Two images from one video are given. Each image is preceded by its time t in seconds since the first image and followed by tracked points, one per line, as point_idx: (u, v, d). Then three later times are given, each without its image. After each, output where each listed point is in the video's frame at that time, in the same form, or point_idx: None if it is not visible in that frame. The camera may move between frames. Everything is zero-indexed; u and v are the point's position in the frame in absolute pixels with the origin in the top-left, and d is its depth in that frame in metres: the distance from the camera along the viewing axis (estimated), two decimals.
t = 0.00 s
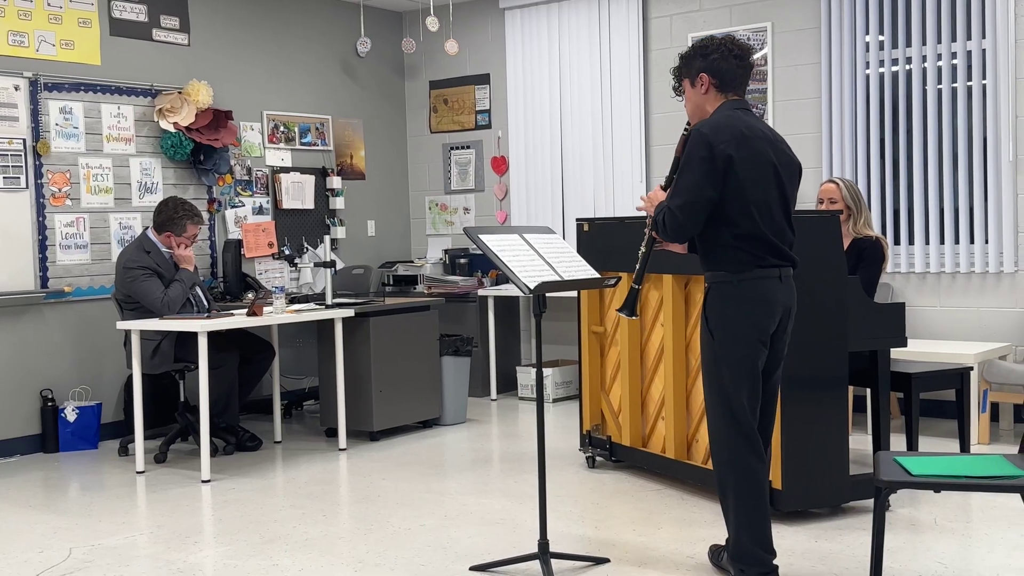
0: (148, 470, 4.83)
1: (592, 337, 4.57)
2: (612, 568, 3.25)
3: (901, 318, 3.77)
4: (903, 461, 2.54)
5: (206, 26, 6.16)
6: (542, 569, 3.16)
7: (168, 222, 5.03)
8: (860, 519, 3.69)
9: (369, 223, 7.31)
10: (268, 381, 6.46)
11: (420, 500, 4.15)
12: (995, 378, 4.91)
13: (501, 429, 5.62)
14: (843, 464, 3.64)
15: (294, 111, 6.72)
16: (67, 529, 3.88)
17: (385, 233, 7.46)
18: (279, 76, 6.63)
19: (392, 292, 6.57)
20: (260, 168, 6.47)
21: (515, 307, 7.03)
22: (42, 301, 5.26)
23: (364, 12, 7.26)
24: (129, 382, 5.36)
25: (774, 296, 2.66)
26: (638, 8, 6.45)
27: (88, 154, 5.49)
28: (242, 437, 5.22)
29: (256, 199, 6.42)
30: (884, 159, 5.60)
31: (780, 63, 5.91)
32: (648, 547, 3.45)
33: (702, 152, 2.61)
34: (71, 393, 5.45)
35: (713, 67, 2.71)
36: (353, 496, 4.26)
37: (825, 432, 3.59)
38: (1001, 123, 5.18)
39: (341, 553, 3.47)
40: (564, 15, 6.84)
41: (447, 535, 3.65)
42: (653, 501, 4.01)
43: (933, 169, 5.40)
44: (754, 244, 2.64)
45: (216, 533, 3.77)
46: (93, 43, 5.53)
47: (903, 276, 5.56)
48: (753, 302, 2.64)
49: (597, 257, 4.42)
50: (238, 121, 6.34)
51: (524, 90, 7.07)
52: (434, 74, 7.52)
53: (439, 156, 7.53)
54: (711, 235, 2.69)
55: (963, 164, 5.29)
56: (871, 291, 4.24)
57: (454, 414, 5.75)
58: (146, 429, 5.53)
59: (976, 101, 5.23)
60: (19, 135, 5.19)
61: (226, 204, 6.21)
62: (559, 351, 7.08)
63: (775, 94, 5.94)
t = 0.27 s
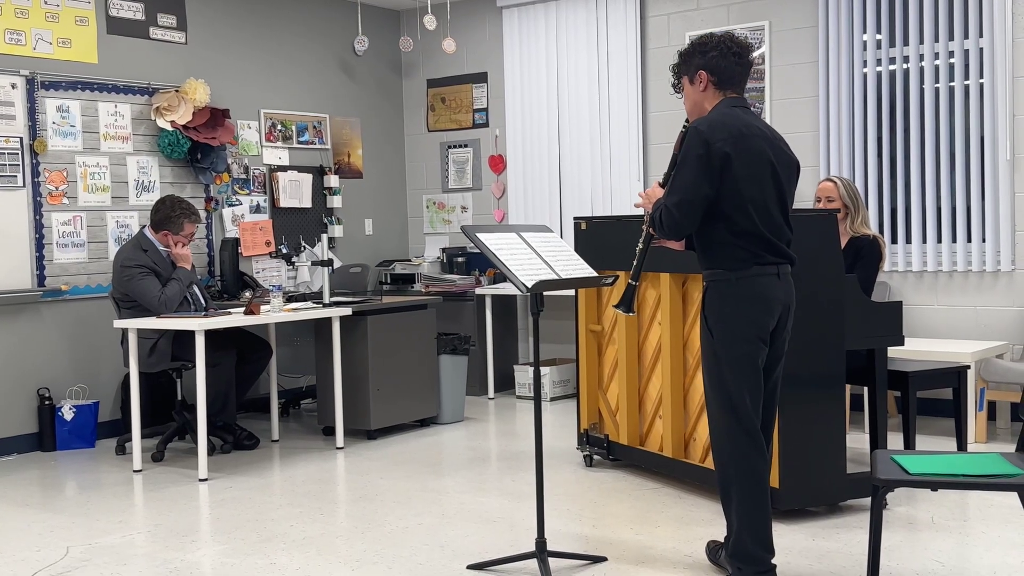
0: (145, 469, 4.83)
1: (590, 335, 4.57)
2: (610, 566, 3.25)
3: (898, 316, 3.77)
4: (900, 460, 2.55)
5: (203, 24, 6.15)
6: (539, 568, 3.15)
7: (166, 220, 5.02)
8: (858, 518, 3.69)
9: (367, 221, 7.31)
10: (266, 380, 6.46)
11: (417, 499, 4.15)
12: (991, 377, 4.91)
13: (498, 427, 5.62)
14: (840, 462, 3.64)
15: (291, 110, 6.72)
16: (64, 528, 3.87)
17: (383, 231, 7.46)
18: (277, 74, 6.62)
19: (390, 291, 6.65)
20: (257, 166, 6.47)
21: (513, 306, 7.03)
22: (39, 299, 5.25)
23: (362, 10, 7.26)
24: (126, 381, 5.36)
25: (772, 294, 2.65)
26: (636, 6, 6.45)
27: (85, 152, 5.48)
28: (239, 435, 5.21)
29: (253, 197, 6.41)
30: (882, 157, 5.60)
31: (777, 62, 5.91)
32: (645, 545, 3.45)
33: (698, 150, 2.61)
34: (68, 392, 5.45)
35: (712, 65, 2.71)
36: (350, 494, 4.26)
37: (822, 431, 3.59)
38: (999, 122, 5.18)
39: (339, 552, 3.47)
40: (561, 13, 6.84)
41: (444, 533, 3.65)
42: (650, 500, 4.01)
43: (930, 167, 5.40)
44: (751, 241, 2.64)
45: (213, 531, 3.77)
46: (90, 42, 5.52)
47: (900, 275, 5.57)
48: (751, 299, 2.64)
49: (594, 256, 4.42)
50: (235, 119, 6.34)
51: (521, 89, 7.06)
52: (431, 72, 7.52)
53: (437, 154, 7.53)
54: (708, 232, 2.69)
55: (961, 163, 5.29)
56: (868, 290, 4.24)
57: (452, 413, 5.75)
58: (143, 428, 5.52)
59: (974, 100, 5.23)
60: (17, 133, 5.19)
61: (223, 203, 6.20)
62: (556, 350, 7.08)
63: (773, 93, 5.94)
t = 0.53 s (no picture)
0: (143, 469, 4.83)
1: (588, 334, 4.57)
2: (608, 565, 3.25)
3: (896, 315, 3.77)
4: (898, 459, 2.55)
5: (201, 23, 6.15)
6: (537, 567, 3.15)
7: (163, 220, 5.00)
8: (856, 517, 3.69)
9: (365, 220, 7.31)
10: (264, 379, 6.46)
11: (416, 498, 4.15)
12: (990, 375, 4.94)
13: (497, 427, 5.62)
14: (839, 462, 3.64)
15: (289, 109, 6.71)
16: (62, 527, 3.87)
17: (381, 231, 7.46)
18: (275, 73, 6.62)
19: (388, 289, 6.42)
20: (255, 165, 6.46)
21: (511, 305, 7.03)
22: (37, 299, 5.25)
23: (360, 9, 7.25)
24: (124, 380, 5.35)
25: (771, 293, 2.65)
26: (634, 6, 6.44)
27: (82, 151, 5.48)
28: (238, 434, 5.21)
29: (251, 196, 6.41)
30: (880, 156, 5.60)
31: (776, 61, 5.91)
32: (643, 544, 3.45)
33: (696, 149, 2.61)
34: (66, 392, 5.44)
35: (709, 64, 2.71)
36: (348, 493, 4.25)
37: (821, 430, 3.60)
38: (997, 121, 5.18)
39: (337, 551, 3.47)
40: (560, 12, 6.83)
41: (442, 533, 3.65)
42: (648, 499, 4.01)
43: (928, 166, 5.41)
44: (749, 240, 2.64)
45: (211, 531, 3.77)
46: (88, 41, 5.52)
47: (898, 274, 5.57)
48: (750, 298, 2.64)
49: (593, 256, 4.42)
50: (233, 119, 6.33)
51: (520, 89, 7.06)
52: (429, 71, 7.51)
53: (435, 153, 7.53)
54: (706, 231, 2.69)
55: (959, 162, 5.29)
56: (866, 289, 4.24)
57: (450, 412, 5.75)
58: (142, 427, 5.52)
59: (972, 99, 5.23)
60: (14, 132, 5.18)
61: (221, 202, 6.20)
62: (554, 349, 7.08)
63: (771, 92, 5.94)
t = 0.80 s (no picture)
0: (142, 468, 4.83)
1: (587, 334, 4.57)
2: (607, 565, 3.25)
3: (895, 315, 3.77)
4: (897, 458, 2.55)
5: (200, 22, 6.14)
6: (536, 567, 3.15)
7: (162, 220, 5.00)
8: (855, 516, 3.69)
9: (364, 220, 7.31)
10: (263, 379, 6.46)
11: (415, 498, 4.15)
12: (989, 375, 4.94)
13: (496, 426, 5.62)
14: (837, 461, 3.64)
15: (288, 108, 6.71)
16: (61, 527, 3.87)
17: (380, 230, 7.45)
18: (274, 73, 6.61)
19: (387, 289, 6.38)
20: (254, 165, 6.46)
21: (510, 304, 7.03)
22: (36, 298, 5.25)
23: (359, 9, 7.25)
24: (123, 380, 5.35)
25: (770, 292, 2.65)
26: (633, 5, 6.44)
27: (81, 151, 5.48)
28: (237, 434, 5.21)
29: (250, 196, 6.41)
30: (879, 155, 5.60)
31: (774, 60, 5.91)
32: (642, 544, 3.45)
33: (692, 149, 2.61)
34: (65, 391, 5.44)
35: (705, 64, 2.71)
36: (347, 493, 4.25)
37: (820, 430, 3.60)
38: (995, 121, 5.18)
39: (336, 551, 3.46)
40: (558, 12, 6.83)
41: (441, 532, 3.65)
42: (647, 498, 4.01)
43: (926, 165, 5.41)
44: (747, 239, 2.64)
45: (210, 531, 3.77)
46: (87, 40, 5.52)
47: (897, 273, 5.57)
48: (748, 297, 2.64)
49: (592, 255, 4.42)
50: (232, 118, 6.33)
51: (518, 88, 7.06)
52: (428, 71, 7.51)
53: (434, 153, 7.53)
54: (704, 231, 2.69)
55: (958, 161, 5.29)
56: (865, 288, 4.24)
57: (449, 411, 5.75)
58: (141, 427, 5.52)
59: (970, 98, 5.23)
60: (13, 132, 5.18)
61: (220, 202, 6.20)
62: (553, 349, 7.08)
63: (769, 92, 5.94)
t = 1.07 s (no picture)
0: (143, 468, 4.83)
1: (587, 334, 4.57)
2: (607, 565, 3.24)
3: (895, 315, 3.77)
4: (897, 458, 2.54)
5: (200, 22, 6.14)
6: (537, 567, 3.15)
7: (163, 220, 5.00)
8: (855, 516, 3.69)
9: (364, 220, 7.31)
10: (263, 379, 6.46)
11: (415, 497, 4.15)
12: (989, 374, 4.94)
13: (496, 426, 5.62)
14: (838, 461, 3.64)
15: (288, 108, 6.71)
16: (62, 527, 3.87)
17: (380, 230, 7.45)
18: (274, 73, 6.61)
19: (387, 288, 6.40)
20: (255, 165, 6.46)
21: (510, 304, 7.03)
22: (37, 299, 5.25)
23: (359, 9, 7.25)
24: (124, 380, 5.35)
25: (769, 292, 2.65)
26: (633, 5, 6.44)
27: (81, 151, 5.48)
28: (237, 434, 5.20)
29: (250, 196, 6.41)
30: (879, 154, 5.60)
31: (774, 60, 5.91)
32: (642, 543, 3.45)
33: (690, 150, 2.61)
34: (65, 391, 5.44)
35: (702, 64, 2.71)
36: (348, 493, 4.25)
37: (821, 430, 3.60)
38: (995, 120, 5.18)
39: (336, 551, 3.46)
40: (559, 12, 6.83)
41: (442, 532, 3.65)
42: (648, 498, 4.01)
43: (927, 165, 5.41)
44: (746, 239, 2.64)
45: (211, 530, 3.77)
46: (87, 40, 5.52)
47: (897, 273, 5.57)
48: (748, 297, 2.64)
49: (592, 255, 4.42)
50: (232, 118, 6.33)
51: (518, 88, 7.06)
52: (428, 71, 7.51)
53: (434, 153, 7.53)
54: (703, 231, 2.69)
55: (959, 160, 5.29)
56: (865, 288, 4.24)
57: (449, 411, 5.75)
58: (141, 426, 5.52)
59: (971, 98, 5.23)
60: (13, 132, 5.18)
61: (220, 202, 6.20)
62: (554, 348, 7.08)
63: (770, 92, 5.94)
